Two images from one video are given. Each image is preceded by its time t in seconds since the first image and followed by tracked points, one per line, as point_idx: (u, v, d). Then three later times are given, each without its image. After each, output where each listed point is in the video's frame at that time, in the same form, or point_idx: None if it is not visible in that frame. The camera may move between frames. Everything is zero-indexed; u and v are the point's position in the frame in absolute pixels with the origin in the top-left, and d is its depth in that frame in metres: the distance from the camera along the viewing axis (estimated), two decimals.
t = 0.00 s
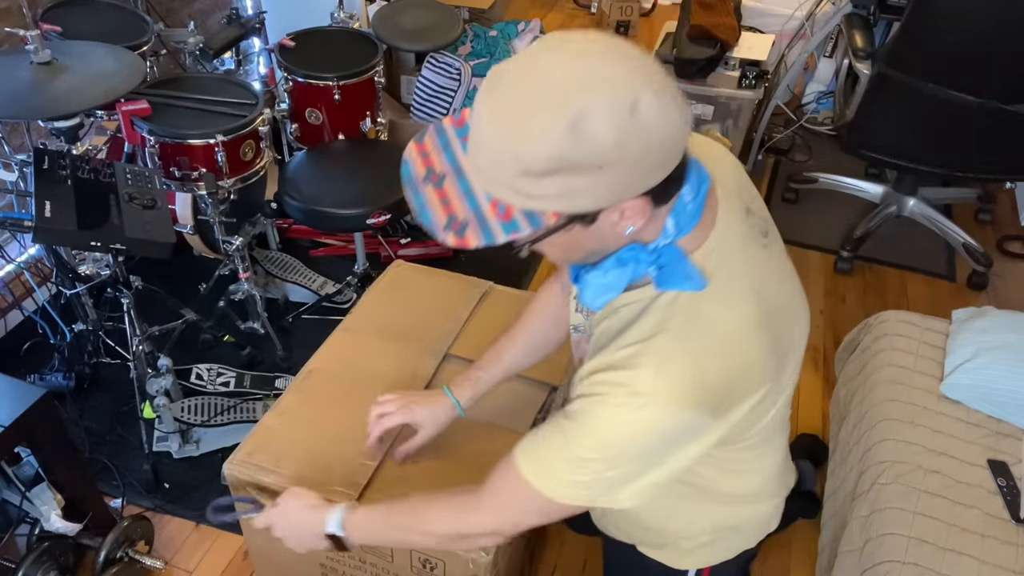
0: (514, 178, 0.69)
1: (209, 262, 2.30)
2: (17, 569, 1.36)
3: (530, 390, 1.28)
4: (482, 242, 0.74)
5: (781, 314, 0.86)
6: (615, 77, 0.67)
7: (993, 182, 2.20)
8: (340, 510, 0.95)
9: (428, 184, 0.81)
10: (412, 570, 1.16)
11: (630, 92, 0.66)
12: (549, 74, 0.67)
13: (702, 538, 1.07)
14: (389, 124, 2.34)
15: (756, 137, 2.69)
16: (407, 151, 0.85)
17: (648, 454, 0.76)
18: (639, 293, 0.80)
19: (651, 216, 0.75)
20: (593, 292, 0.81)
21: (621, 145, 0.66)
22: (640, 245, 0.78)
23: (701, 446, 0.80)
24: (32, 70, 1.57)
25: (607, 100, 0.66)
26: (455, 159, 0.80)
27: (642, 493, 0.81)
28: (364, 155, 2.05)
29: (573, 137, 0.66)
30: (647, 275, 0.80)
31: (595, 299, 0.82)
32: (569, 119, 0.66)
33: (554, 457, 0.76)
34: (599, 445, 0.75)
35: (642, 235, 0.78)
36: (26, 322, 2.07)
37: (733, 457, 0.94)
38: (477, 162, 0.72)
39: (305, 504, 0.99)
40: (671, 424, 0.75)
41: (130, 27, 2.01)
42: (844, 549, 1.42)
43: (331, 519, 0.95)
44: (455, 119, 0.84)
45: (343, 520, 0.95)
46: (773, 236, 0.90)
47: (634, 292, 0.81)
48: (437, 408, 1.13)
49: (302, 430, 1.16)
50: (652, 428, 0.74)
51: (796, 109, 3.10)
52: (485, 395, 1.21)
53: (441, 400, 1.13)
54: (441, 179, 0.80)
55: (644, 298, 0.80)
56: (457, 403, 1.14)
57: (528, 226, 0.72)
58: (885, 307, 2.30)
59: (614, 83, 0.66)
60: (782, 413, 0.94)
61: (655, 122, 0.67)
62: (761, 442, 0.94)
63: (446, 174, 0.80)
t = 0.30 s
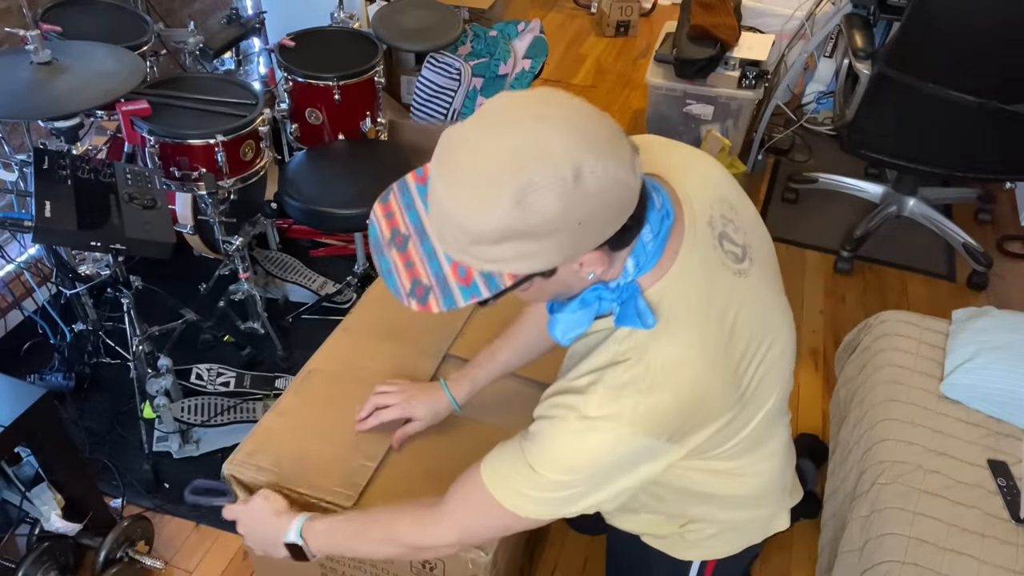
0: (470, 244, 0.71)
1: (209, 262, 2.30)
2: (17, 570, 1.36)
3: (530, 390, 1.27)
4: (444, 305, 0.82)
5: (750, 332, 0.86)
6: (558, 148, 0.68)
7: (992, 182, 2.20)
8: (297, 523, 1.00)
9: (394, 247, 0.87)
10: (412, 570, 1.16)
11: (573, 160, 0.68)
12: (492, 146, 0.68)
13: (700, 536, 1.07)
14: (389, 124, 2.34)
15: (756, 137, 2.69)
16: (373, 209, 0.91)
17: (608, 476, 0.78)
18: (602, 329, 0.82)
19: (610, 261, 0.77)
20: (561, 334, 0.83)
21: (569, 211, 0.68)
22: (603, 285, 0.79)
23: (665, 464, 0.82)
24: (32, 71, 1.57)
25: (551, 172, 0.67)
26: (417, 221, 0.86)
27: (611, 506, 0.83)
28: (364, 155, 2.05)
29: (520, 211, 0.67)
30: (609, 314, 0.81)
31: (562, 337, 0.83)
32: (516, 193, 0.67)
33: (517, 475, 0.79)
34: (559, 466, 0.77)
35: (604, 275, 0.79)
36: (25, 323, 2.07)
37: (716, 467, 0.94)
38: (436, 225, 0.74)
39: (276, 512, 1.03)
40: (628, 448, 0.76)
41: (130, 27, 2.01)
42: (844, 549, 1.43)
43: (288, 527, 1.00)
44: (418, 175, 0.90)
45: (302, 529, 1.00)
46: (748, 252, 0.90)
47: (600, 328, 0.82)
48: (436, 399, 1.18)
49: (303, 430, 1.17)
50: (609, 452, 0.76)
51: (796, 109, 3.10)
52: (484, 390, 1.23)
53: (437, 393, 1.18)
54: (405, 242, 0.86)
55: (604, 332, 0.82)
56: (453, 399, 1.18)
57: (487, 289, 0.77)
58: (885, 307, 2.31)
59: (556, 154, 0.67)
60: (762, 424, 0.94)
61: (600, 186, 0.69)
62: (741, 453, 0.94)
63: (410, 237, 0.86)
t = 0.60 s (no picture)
0: (463, 245, 0.72)
1: (209, 262, 2.30)
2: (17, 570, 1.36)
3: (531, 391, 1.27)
4: (435, 305, 0.86)
5: (746, 332, 0.86)
6: (545, 148, 0.69)
7: (992, 182, 2.20)
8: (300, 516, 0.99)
9: (388, 247, 0.91)
10: (412, 570, 1.16)
11: (560, 161, 0.69)
12: (482, 148, 0.70)
13: (698, 537, 1.07)
14: (389, 124, 2.34)
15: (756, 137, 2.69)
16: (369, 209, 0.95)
17: (606, 476, 0.78)
18: (598, 330, 0.82)
19: (602, 262, 0.78)
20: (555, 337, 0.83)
21: (558, 211, 0.69)
22: (596, 286, 0.79)
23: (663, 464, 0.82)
24: (32, 71, 1.57)
25: (539, 172, 0.68)
26: (411, 221, 0.90)
27: (610, 508, 0.83)
28: (363, 155, 2.05)
29: (509, 211, 0.69)
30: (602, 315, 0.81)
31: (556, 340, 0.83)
32: (504, 194, 0.68)
33: (516, 477, 0.79)
34: (557, 466, 0.77)
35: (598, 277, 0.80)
36: (25, 323, 2.07)
37: (715, 468, 0.94)
38: (430, 228, 0.75)
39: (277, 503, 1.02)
40: (627, 447, 0.76)
41: (130, 27, 2.01)
42: (844, 549, 1.43)
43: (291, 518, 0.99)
44: (412, 175, 0.92)
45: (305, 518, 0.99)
46: (743, 253, 0.90)
47: (595, 330, 0.82)
48: (438, 395, 1.19)
49: (304, 429, 1.17)
50: (607, 452, 0.76)
51: (796, 109, 3.10)
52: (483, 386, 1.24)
53: (437, 392, 1.19)
54: (399, 243, 0.90)
55: (600, 333, 0.82)
56: (453, 398, 1.19)
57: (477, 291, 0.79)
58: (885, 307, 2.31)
59: (543, 155, 0.69)
60: (760, 423, 0.94)
61: (589, 187, 0.70)
62: (738, 453, 0.94)
63: (403, 238, 0.90)
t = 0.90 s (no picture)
0: (464, 245, 0.72)
1: (209, 262, 2.30)
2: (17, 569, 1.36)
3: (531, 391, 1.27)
4: (434, 304, 0.86)
5: (747, 332, 0.86)
6: (548, 149, 0.69)
7: (993, 182, 2.20)
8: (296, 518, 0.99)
9: (389, 246, 0.91)
10: (412, 570, 1.17)
11: (562, 162, 0.69)
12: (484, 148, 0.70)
13: (699, 536, 1.07)
14: (389, 124, 2.34)
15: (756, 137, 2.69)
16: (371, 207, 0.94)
17: (607, 475, 0.78)
18: (599, 330, 0.82)
19: (604, 264, 0.78)
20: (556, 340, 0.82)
21: (560, 212, 0.69)
22: (598, 289, 0.79)
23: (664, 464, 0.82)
24: (31, 71, 1.57)
25: (540, 173, 0.68)
26: (412, 220, 0.90)
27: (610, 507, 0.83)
28: (363, 155, 2.05)
29: (510, 211, 0.69)
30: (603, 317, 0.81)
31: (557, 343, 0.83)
32: (505, 194, 0.68)
33: (516, 475, 0.79)
34: (557, 464, 0.77)
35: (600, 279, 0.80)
36: (25, 323, 2.07)
37: (715, 468, 0.94)
38: (431, 228, 0.75)
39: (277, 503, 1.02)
40: (628, 446, 0.76)
41: (130, 27, 2.01)
42: (844, 549, 1.43)
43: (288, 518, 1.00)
44: (415, 175, 0.92)
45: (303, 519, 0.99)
46: (743, 254, 0.90)
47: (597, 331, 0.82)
48: (438, 396, 1.19)
49: (304, 428, 1.17)
50: (607, 450, 0.76)
51: (796, 109, 3.10)
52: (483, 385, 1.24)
53: (437, 394, 1.19)
54: (400, 241, 0.90)
55: (601, 335, 0.82)
56: (453, 400, 1.19)
57: (477, 290, 0.79)
58: (885, 307, 2.31)
59: (545, 156, 0.69)
60: (760, 422, 0.94)
61: (591, 188, 0.70)
62: (738, 452, 0.94)
63: (405, 236, 0.90)
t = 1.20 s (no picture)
0: (485, 244, 0.72)
1: (209, 262, 2.30)
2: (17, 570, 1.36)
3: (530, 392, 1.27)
4: (450, 303, 0.84)
5: (757, 334, 0.86)
6: (577, 150, 0.68)
7: (993, 182, 2.20)
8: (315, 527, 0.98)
9: (403, 241, 0.91)
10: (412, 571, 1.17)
11: (591, 163, 0.68)
12: (510, 146, 0.69)
13: (701, 537, 1.07)
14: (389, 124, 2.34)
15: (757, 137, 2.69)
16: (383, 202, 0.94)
17: (621, 481, 0.78)
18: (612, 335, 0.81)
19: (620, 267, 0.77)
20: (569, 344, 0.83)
21: (584, 214, 0.69)
22: (611, 291, 0.79)
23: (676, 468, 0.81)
24: (31, 70, 1.57)
25: (568, 174, 0.68)
26: (428, 215, 0.90)
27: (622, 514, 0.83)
28: (363, 155, 2.05)
29: (535, 211, 0.68)
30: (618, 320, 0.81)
31: (569, 345, 0.83)
32: (531, 194, 0.68)
33: (528, 484, 0.79)
34: (570, 471, 0.77)
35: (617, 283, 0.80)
36: (25, 323, 2.08)
37: (722, 470, 0.94)
38: (450, 227, 0.75)
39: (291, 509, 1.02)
40: (642, 451, 0.76)
41: (130, 27, 2.01)
42: (844, 549, 1.43)
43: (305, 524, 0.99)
44: (430, 169, 0.92)
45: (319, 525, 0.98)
46: (752, 255, 0.90)
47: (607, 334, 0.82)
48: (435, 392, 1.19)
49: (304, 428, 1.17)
50: (621, 456, 0.76)
51: (796, 109, 3.10)
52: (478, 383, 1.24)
53: (435, 392, 1.19)
54: (415, 236, 0.90)
55: (615, 339, 0.81)
56: (450, 398, 1.19)
57: (495, 289, 0.79)
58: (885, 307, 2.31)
59: (573, 157, 0.68)
60: (767, 424, 0.94)
61: (618, 191, 0.69)
62: (745, 453, 0.94)
63: (420, 231, 0.90)
